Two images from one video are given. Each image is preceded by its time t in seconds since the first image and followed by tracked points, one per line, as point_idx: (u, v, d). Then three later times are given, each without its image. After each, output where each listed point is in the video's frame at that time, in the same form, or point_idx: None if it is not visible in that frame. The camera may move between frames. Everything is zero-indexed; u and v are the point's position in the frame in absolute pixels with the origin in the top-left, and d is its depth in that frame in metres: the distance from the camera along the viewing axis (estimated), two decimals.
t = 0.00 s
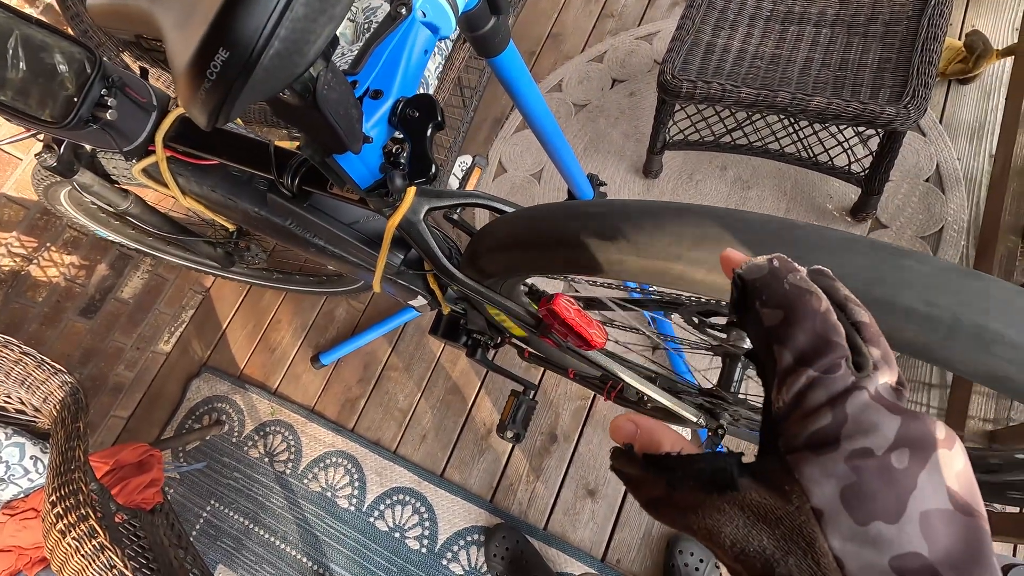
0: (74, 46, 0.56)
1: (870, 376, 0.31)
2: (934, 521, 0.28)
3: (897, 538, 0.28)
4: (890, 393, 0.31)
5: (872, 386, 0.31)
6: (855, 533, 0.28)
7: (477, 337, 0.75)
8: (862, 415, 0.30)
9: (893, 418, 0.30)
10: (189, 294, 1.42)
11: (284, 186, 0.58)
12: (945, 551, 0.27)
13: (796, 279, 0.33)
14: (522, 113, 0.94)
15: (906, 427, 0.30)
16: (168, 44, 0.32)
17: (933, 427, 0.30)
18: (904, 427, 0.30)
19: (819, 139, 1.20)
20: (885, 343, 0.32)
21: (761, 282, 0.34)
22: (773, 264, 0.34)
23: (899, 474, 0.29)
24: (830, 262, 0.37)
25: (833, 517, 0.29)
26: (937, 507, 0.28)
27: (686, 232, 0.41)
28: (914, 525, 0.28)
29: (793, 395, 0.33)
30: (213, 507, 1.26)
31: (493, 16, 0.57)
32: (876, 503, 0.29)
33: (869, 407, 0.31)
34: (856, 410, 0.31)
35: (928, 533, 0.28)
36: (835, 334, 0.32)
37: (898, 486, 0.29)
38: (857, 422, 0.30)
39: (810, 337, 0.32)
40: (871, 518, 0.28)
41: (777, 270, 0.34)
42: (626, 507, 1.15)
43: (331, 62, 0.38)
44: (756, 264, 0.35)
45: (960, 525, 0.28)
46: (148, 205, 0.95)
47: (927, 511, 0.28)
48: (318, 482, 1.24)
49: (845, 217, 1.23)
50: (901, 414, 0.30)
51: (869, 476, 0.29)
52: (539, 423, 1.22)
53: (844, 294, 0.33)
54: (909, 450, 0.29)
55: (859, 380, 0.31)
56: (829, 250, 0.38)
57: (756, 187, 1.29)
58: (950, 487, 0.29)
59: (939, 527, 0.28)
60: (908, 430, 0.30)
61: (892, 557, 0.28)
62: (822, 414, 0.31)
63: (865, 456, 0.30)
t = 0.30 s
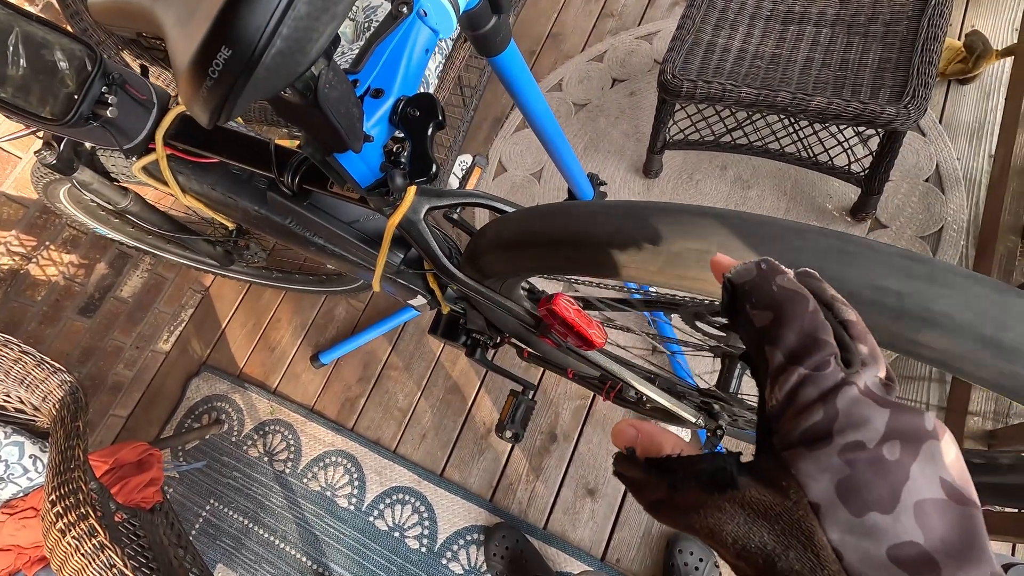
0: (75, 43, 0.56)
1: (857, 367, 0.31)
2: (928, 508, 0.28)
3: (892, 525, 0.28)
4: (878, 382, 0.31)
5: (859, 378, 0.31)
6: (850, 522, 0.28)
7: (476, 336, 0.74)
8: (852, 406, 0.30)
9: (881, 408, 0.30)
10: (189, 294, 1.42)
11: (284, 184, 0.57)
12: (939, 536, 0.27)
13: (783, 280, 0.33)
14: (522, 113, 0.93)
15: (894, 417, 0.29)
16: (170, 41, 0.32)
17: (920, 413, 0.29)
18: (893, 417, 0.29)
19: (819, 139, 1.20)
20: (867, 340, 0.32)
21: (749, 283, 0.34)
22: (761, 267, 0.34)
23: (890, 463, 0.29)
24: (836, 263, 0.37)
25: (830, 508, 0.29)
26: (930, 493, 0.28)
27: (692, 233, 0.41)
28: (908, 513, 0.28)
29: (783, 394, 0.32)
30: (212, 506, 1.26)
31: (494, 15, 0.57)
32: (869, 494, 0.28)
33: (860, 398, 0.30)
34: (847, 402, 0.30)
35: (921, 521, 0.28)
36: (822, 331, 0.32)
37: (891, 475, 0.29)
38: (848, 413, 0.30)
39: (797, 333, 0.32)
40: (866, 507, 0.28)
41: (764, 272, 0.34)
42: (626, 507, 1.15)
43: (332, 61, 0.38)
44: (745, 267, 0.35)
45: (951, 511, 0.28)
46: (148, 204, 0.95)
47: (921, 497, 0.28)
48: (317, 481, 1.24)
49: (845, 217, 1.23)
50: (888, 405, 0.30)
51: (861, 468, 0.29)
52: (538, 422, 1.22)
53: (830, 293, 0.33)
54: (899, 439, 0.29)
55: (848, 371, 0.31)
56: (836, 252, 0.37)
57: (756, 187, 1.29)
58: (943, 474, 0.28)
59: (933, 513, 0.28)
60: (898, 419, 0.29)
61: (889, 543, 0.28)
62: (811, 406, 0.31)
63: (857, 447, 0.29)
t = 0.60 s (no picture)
0: (77, 46, 0.56)
1: None
2: None
3: None
4: None
5: None
6: None
7: (478, 337, 0.75)
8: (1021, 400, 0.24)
9: None
10: (189, 293, 1.42)
11: (288, 187, 0.58)
12: None
13: (932, 291, 0.30)
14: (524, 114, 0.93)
15: None
16: (177, 48, 0.32)
17: None
18: None
19: (820, 141, 1.20)
20: None
21: (893, 301, 0.31)
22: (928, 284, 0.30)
23: None
24: (839, 269, 0.37)
25: (1010, 524, 0.22)
26: None
27: (694, 239, 0.41)
28: None
29: (934, 400, 0.27)
30: (212, 506, 1.26)
31: (498, 17, 0.58)
32: None
33: None
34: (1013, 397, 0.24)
35: None
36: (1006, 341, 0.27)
37: None
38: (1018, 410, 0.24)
39: (944, 334, 0.28)
40: None
41: (908, 287, 0.31)
42: (626, 508, 1.15)
43: (338, 66, 0.38)
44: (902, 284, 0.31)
45: None
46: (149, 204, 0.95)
47: None
48: (318, 482, 1.24)
49: (846, 219, 1.23)
50: None
51: None
52: (539, 424, 1.22)
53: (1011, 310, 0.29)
54: None
55: None
56: (839, 257, 0.37)
57: (757, 189, 1.29)
58: None
59: None
60: None
61: None
62: (967, 403, 0.25)
63: None
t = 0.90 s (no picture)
0: (70, 46, 0.56)
1: (673, 410, 0.33)
2: (757, 476, 0.27)
3: (726, 510, 0.26)
4: (702, 413, 0.33)
5: (675, 414, 0.33)
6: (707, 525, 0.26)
7: (472, 337, 0.75)
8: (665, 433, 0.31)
9: (684, 425, 0.31)
10: (185, 292, 1.42)
11: (280, 187, 0.58)
12: (775, 497, 0.26)
13: (599, 379, 0.39)
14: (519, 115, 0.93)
15: (703, 425, 0.31)
16: (166, 50, 0.32)
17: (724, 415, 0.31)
18: (699, 427, 0.31)
19: (815, 143, 1.21)
20: (682, 388, 0.35)
21: (578, 396, 0.38)
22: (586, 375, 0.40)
23: (710, 458, 0.29)
24: (830, 273, 0.37)
25: (682, 523, 0.28)
26: (762, 466, 0.27)
27: (683, 242, 0.42)
28: (737, 490, 0.27)
29: (621, 465, 0.33)
30: (207, 505, 1.26)
31: (490, 20, 0.58)
32: (700, 492, 0.28)
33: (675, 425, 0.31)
34: (658, 432, 0.32)
35: (751, 489, 0.26)
36: (627, 400, 0.36)
37: (713, 468, 0.28)
38: (661, 441, 0.31)
39: (611, 410, 0.36)
40: (702, 503, 0.27)
41: (585, 380, 0.39)
42: (620, 508, 1.16)
43: (327, 68, 0.38)
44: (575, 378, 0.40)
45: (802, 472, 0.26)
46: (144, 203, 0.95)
47: (750, 469, 0.27)
48: (313, 480, 1.25)
49: (840, 220, 1.24)
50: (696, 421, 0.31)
51: (687, 475, 0.29)
52: (533, 423, 1.22)
53: (650, 370, 0.38)
54: (715, 436, 0.30)
55: (666, 416, 0.33)
56: (828, 261, 0.38)
57: (752, 190, 1.29)
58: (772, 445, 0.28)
59: (764, 479, 0.26)
60: (706, 426, 0.30)
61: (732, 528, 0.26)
62: (636, 456, 0.32)
63: (679, 459, 0.30)
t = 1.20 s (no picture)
0: (72, 40, 0.56)
1: (623, 378, 0.41)
2: (698, 455, 0.35)
3: (669, 487, 0.34)
4: (650, 381, 0.41)
5: (625, 385, 0.41)
6: (650, 496, 0.34)
7: (473, 336, 0.75)
8: (612, 406, 0.39)
9: (632, 400, 0.39)
10: (185, 290, 1.42)
11: (283, 184, 0.57)
12: (712, 475, 0.33)
13: (555, 347, 0.47)
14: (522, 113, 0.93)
15: (648, 401, 0.39)
16: (169, 46, 0.32)
17: (670, 391, 0.39)
18: (645, 403, 0.39)
19: (817, 143, 1.20)
20: (635, 356, 0.43)
21: (538, 362, 0.47)
22: (543, 346, 0.48)
23: (655, 436, 0.37)
24: (840, 274, 0.37)
25: (624, 498, 0.35)
26: (702, 444, 0.35)
27: (688, 241, 0.41)
28: (680, 469, 0.34)
29: (574, 429, 0.42)
30: (208, 503, 1.26)
31: (495, 17, 0.57)
32: (647, 469, 0.35)
33: (621, 399, 0.39)
34: (606, 405, 0.40)
35: (693, 468, 0.34)
36: (582, 370, 0.43)
37: (659, 446, 0.36)
38: (612, 415, 0.39)
39: (564, 380, 0.44)
40: (644, 481, 0.35)
41: (544, 347, 0.48)
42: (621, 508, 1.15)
43: (332, 64, 0.38)
44: (534, 352, 0.48)
45: (738, 453, 0.34)
46: (146, 200, 0.95)
47: (693, 451, 0.35)
48: (313, 479, 1.24)
49: (842, 220, 1.23)
50: (642, 396, 0.39)
51: (635, 450, 0.37)
52: (534, 422, 1.22)
53: (607, 336, 0.46)
54: (659, 413, 0.38)
55: (615, 386, 0.41)
56: (839, 263, 0.37)
57: (753, 190, 1.29)
58: (711, 425, 0.36)
59: (702, 459, 0.34)
60: (650, 403, 0.39)
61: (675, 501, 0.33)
62: (588, 425, 0.40)
63: (628, 436, 0.37)
